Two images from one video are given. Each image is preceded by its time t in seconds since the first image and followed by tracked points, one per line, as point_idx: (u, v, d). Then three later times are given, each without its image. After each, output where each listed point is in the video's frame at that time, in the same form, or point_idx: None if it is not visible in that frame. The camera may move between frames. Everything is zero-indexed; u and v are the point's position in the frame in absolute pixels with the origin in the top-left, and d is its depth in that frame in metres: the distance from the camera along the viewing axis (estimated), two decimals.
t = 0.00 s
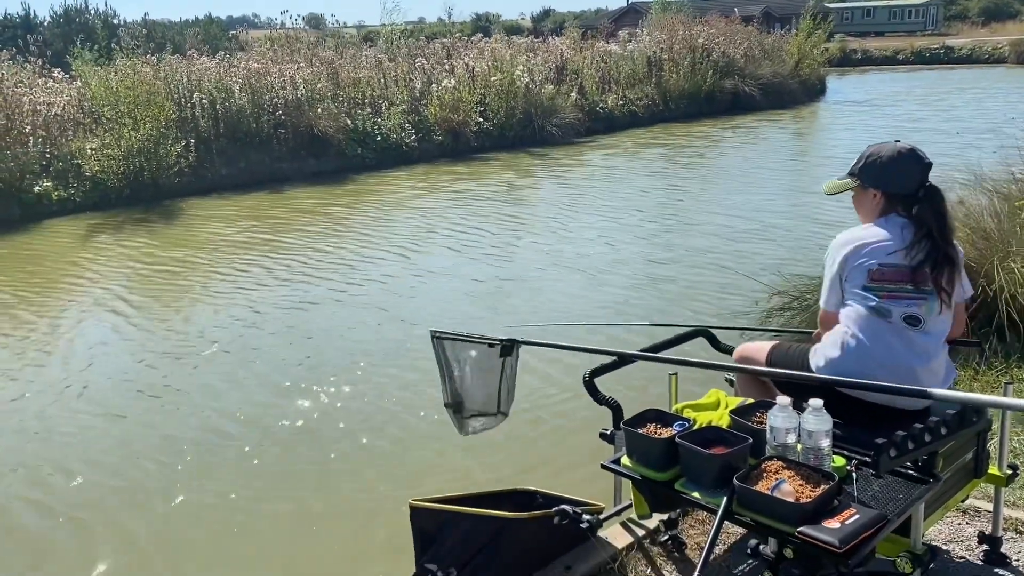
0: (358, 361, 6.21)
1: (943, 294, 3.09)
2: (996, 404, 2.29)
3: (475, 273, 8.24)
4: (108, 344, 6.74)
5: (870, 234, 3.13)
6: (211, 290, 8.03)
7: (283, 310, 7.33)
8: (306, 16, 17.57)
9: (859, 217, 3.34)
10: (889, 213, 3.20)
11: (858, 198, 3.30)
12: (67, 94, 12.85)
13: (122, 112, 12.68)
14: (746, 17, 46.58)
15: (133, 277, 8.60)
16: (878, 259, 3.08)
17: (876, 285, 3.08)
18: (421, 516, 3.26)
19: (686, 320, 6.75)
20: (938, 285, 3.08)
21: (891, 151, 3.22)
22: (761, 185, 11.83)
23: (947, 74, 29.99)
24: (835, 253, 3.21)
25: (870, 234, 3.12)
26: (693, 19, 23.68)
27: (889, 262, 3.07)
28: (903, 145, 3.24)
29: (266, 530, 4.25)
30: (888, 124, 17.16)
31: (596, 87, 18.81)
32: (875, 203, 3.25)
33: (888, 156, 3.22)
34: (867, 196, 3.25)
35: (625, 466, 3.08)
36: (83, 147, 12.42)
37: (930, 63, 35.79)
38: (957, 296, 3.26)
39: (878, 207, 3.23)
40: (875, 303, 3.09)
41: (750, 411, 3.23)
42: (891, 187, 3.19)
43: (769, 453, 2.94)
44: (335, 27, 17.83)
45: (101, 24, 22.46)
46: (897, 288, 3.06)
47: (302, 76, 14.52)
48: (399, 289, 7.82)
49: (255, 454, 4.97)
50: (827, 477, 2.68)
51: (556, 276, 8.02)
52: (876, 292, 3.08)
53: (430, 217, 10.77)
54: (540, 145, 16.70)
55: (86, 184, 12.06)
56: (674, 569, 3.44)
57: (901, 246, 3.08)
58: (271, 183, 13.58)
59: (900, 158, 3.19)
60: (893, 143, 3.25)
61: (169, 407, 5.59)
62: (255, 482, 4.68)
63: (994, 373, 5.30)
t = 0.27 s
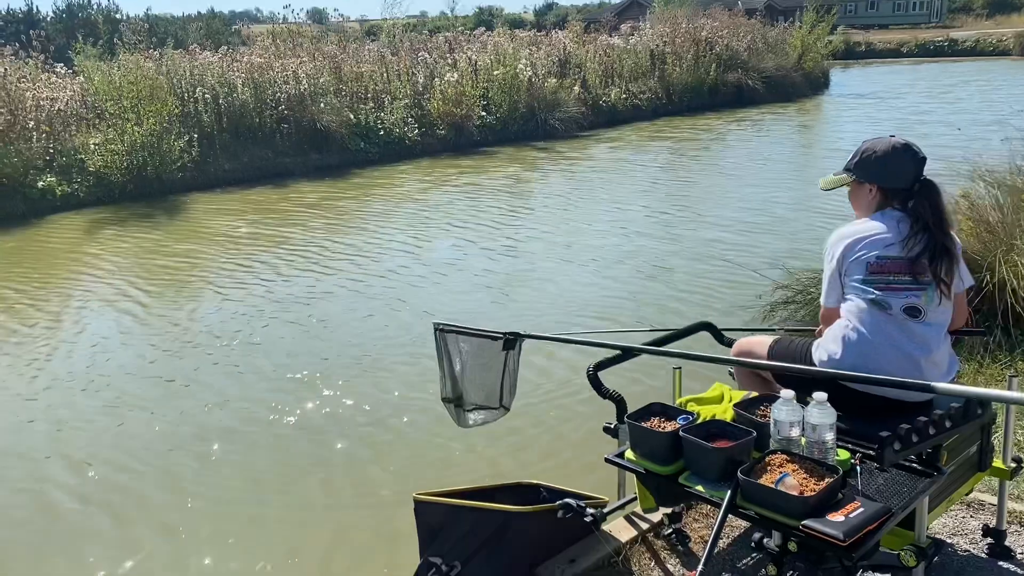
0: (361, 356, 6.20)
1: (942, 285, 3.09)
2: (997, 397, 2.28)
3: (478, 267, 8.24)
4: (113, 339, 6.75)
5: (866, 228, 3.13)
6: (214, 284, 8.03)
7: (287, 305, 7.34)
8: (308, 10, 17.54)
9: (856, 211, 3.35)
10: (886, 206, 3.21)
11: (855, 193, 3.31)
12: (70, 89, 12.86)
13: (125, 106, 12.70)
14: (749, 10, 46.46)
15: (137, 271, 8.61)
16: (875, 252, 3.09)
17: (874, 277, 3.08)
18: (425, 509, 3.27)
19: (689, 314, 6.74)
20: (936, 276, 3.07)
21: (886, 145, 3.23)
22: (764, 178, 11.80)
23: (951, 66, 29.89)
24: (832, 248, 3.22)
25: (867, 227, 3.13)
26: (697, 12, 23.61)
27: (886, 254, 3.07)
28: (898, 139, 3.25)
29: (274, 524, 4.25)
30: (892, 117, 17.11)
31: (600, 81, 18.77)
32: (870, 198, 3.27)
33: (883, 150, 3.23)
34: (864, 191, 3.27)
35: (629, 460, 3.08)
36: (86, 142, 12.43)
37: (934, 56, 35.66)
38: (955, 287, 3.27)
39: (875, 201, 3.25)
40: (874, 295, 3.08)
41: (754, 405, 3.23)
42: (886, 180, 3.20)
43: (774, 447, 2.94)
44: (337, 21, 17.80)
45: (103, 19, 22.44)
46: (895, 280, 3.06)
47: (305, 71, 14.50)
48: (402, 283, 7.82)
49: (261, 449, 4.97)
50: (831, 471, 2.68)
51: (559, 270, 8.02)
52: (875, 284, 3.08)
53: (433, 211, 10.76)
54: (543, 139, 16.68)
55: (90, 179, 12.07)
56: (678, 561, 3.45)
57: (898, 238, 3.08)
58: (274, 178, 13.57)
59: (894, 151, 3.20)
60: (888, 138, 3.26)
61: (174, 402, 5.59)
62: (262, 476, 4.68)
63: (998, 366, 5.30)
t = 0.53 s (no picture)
0: (364, 350, 6.21)
1: (945, 277, 3.08)
2: (1000, 391, 2.27)
3: (483, 261, 8.23)
4: (118, 334, 6.76)
5: (868, 221, 3.13)
6: (219, 280, 8.04)
7: (291, 300, 7.34)
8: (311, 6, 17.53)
9: (856, 205, 3.35)
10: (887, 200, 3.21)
11: (856, 188, 3.32)
12: (74, 85, 12.87)
13: (129, 102, 12.75)
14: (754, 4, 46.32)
15: (142, 267, 8.62)
16: (878, 244, 3.09)
17: (876, 270, 3.08)
18: (430, 504, 3.27)
19: (693, 308, 6.73)
20: (939, 268, 3.06)
21: (886, 139, 3.23)
22: (769, 172, 11.77)
23: (956, 59, 29.77)
24: (834, 241, 3.22)
25: (868, 220, 3.13)
26: (701, 5, 23.54)
27: (888, 246, 3.07)
28: (898, 134, 3.25)
29: (280, 518, 4.26)
30: (897, 110, 17.05)
31: (603, 75, 18.75)
32: (870, 192, 3.27)
33: (883, 144, 3.23)
34: (864, 185, 3.27)
35: (634, 454, 3.08)
36: (91, 138, 12.45)
37: (939, 48, 35.50)
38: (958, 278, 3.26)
39: (876, 195, 3.25)
40: (876, 287, 3.08)
41: (759, 398, 3.23)
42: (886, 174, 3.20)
43: (778, 440, 2.94)
44: (341, 16, 17.78)
45: (106, 16, 22.45)
46: (897, 272, 3.05)
47: (308, 66, 14.48)
48: (406, 278, 7.82)
49: (267, 444, 4.97)
50: (836, 464, 2.68)
51: (564, 265, 8.01)
52: (877, 276, 3.08)
53: (437, 206, 10.76)
54: (546, 134, 16.66)
55: (94, 175, 12.09)
56: (683, 555, 3.46)
57: (899, 230, 3.08)
58: (279, 173, 13.58)
59: (894, 145, 3.21)
60: (888, 132, 3.26)
61: (180, 397, 5.59)
62: (269, 471, 4.68)
63: (1005, 360, 5.28)
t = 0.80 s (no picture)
0: (370, 347, 6.21)
1: (950, 272, 3.07)
2: (1008, 387, 2.25)
3: (488, 257, 8.22)
4: (125, 330, 6.78)
5: (872, 216, 3.13)
6: (225, 276, 8.06)
7: (297, 297, 7.35)
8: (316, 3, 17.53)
9: (861, 201, 3.35)
10: (892, 195, 3.21)
11: (861, 183, 3.31)
12: (80, 83, 12.89)
13: (135, 100, 12.75)
14: None
15: (149, 264, 8.64)
16: (882, 239, 3.09)
17: (880, 264, 3.08)
18: (436, 500, 3.28)
19: (699, 304, 6.71)
20: (943, 263, 3.06)
21: (891, 135, 3.22)
22: (774, 168, 11.74)
23: (962, 53, 29.64)
24: (839, 237, 3.22)
25: (873, 215, 3.13)
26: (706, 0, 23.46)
27: (893, 241, 3.07)
28: (903, 129, 3.24)
29: (289, 514, 4.27)
30: (903, 104, 16.98)
31: (608, 71, 18.73)
32: (875, 187, 3.26)
33: (888, 139, 3.22)
34: (869, 181, 3.26)
35: (640, 449, 3.08)
36: (97, 136, 12.49)
37: (946, 42, 35.33)
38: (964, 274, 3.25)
39: (880, 191, 3.24)
40: (880, 282, 3.08)
41: (766, 394, 3.22)
42: (891, 170, 3.19)
43: (785, 436, 2.94)
44: (345, 13, 17.77)
45: (111, 13, 22.48)
46: (902, 266, 3.05)
47: (313, 63, 14.47)
48: (412, 274, 7.82)
49: (275, 441, 4.98)
50: (843, 459, 2.67)
51: (569, 261, 8.00)
52: (881, 271, 3.08)
53: (442, 202, 10.75)
54: (551, 130, 16.65)
55: (100, 173, 12.12)
56: (690, 551, 3.45)
57: (903, 226, 3.08)
58: (284, 170, 13.59)
59: (899, 141, 3.20)
60: (893, 128, 3.26)
61: (189, 393, 5.61)
62: (277, 467, 4.69)
63: (1012, 355, 5.26)
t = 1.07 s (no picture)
0: (377, 344, 6.21)
1: (959, 267, 3.05)
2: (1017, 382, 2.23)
3: (494, 254, 8.22)
4: (134, 327, 6.81)
5: (880, 210, 3.12)
6: (232, 273, 8.08)
7: (304, 293, 7.37)
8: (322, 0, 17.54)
9: (869, 196, 3.34)
10: (901, 190, 3.19)
11: (869, 178, 3.30)
12: (88, 81, 12.93)
13: (142, 99, 12.78)
14: None
15: (157, 261, 8.67)
16: (890, 234, 3.07)
17: (888, 259, 3.07)
18: (444, 496, 3.30)
19: (706, 300, 6.69)
20: (952, 258, 3.04)
21: (901, 129, 3.21)
22: (781, 163, 11.70)
23: (971, 48, 29.49)
24: (847, 231, 3.21)
25: (881, 210, 3.12)
26: None
27: (901, 235, 3.05)
28: (912, 124, 3.23)
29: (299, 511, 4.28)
30: (911, 99, 16.92)
31: (615, 67, 18.71)
32: (884, 182, 3.25)
33: (897, 134, 3.21)
34: (877, 175, 3.25)
35: (648, 445, 3.08)
36: (105, 134, 12.55)
37: (955, 37, 35.15)
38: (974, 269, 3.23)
39: (888, 186, 3.23)
40: (889, 277, 3.06)
41: (774, 390, 3.22)
42: (900, 164, 3.18)
43: (794, 431, 2.93)
44: (352, 11, 17.79)
45: (118, 12, 22.54)
46: (909, 261, 3.04)
47: (320, 61, 14.48)
48: (419, 271, 7.82)
49: (285, 438, 4.99)
50: (852, 455, 2.67)
51: (576, 257, 7.99)
52: (889, 266, 3.07)
53: (449, 199, 10.75)
54: (558, 126, 16.63)
55: (108, 171, 12.18)
56: (698, 547, 3.45)
57: (912, 221, 3.06)
58: (291, 168, 13.62)
59: (909, 136, 3.18)
60: (902, 123, 3.24)
61: (200, 389, 5.64)
62: (287, 464, 4.71)
63: (1022, 350, 5.23)
